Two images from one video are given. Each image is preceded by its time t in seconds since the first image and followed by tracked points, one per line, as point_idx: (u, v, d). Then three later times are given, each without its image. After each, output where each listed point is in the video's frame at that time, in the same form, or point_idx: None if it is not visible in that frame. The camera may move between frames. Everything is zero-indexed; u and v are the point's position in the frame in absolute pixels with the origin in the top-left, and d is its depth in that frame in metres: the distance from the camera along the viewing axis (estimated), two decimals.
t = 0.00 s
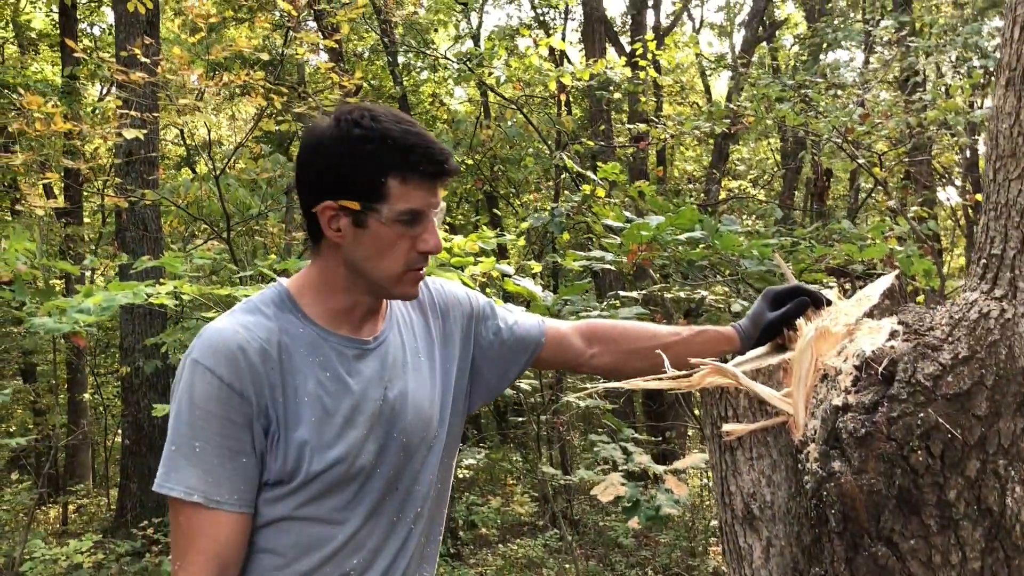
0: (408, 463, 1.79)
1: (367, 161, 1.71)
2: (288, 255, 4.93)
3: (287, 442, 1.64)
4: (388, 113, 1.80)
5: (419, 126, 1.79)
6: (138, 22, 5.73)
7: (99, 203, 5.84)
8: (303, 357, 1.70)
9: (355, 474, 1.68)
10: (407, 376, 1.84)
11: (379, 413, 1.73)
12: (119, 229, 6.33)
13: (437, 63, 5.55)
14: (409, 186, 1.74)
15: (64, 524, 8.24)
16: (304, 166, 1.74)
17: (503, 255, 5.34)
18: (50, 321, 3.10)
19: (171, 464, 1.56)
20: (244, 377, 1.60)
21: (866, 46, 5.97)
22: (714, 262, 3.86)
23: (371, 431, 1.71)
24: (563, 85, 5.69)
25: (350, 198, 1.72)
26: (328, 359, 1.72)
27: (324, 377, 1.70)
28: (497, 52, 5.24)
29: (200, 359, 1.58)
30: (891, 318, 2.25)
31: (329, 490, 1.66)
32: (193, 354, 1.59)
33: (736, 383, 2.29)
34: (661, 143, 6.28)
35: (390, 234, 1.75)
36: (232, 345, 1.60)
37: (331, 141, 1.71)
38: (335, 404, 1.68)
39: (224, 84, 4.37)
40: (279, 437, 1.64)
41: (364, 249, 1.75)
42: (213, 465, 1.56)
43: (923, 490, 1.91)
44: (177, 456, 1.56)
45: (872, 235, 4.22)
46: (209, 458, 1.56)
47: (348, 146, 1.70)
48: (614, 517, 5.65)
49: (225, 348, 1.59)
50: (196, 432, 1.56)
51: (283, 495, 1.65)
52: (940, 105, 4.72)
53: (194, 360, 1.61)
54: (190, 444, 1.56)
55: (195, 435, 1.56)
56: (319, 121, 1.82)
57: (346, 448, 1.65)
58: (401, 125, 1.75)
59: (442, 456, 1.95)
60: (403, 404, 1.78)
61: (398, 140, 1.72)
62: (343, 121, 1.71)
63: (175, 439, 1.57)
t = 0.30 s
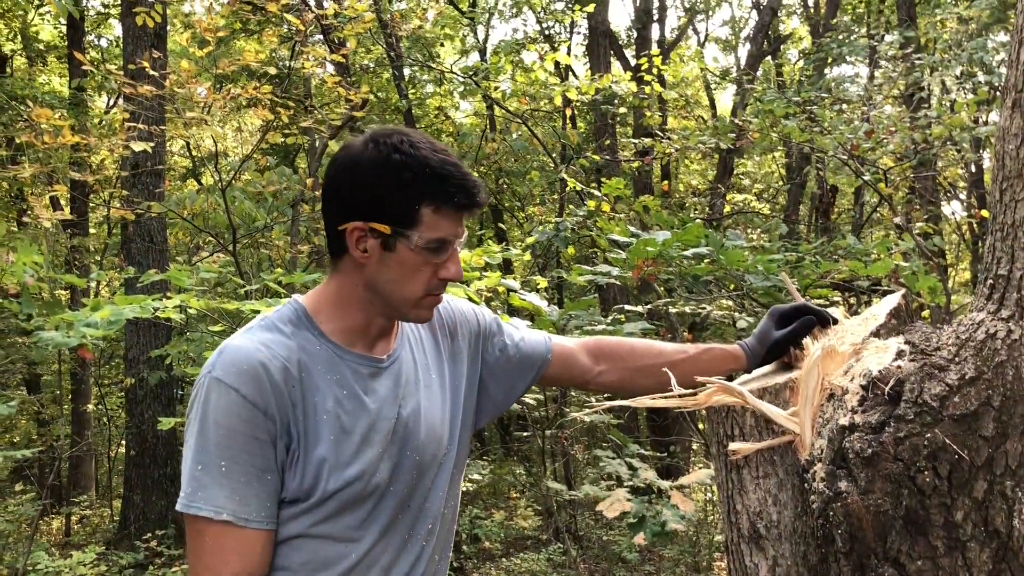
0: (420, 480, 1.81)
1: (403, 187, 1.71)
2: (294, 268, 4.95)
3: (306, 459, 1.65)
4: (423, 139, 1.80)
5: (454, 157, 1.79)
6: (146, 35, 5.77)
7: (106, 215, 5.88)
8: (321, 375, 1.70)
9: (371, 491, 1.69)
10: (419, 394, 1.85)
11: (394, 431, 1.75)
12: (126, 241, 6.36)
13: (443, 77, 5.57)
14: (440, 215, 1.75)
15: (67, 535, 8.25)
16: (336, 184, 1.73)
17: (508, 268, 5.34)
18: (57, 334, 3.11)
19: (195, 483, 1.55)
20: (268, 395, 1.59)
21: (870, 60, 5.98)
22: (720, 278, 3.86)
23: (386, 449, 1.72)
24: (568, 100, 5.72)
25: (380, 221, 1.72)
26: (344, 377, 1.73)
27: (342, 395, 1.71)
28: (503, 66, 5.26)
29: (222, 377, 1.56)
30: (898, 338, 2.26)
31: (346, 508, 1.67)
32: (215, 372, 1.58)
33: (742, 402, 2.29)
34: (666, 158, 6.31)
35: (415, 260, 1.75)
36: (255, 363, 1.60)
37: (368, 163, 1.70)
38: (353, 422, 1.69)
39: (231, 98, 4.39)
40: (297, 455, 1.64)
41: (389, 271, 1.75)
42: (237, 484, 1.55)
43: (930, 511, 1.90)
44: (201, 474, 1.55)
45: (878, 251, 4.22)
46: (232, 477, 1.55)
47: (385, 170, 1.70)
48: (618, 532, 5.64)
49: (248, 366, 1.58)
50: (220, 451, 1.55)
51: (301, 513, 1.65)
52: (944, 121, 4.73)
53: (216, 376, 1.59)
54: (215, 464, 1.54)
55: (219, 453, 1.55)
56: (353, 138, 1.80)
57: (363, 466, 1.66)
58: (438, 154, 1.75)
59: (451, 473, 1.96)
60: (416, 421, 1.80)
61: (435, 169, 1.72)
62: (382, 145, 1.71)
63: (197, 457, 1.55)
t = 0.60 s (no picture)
0: (428, 487, 1.82)
1: (416, 195, 1.72)
2: (296, 274, 4.97)
3: (318, 469, 1.65)
4: (433, 147, 1.82)
5: (464, 165, 1.82)
6: (148, 41, 5.80)
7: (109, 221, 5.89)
8: (332, 384, 1.71)
9: (381, 500, 1.71)
10: (426, 402, 1.87)
11: (403, 439, 1.76)
12: (127, 247, 6.37)
13: (445, 83, 5.59)
14: (451, 222, 1.77)
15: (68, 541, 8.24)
16: (348, 191, 1.74)
17: (510, 274, 5.35)
18: (59, 340, 3.11)
19: (211, 495, 1.54)
20: (282, 406, 1.59)
21: (872, 66, 5.99)
22: (722, 284, 3.86)
23: (396, 457, 1.73)
24: (570, 106, 5.73)
25: (392, 228, 1.73)
26: (355, 386, 1.73)
27: (353, 405, 1.71)
28: (506, 72, 5.27)
29: (237, 390, 1.56)
30: (900, 343, 2.25)
31: (358, 517, 1.68)
32: (229, 383, 1.57)
33: (745, 407, 2.28)
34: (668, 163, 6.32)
35: (427, 266, 1.77)
36: (269, 373, 1.60)
37: (381, 170, 1.71)
38: (364, 432, 1.70)
39: (234, 104, 4.40)
40: (310, 465, 1.65)
41: (401, 279, 1.76)
42: (253, 497, 1.55)
43: (933, 516, 1.91)
44: (217, 487, 1.54)
45: (880, 257, 4.22)
46: (248, 489, 1.55)
47: (398, 177, 1.71)
48: (620, 538, 5.63)
49: (263, 378, 1.58)
50: (236, 463, 1.54)
51: (314, 523, 1.66)
52: (946, 126, 4.73)
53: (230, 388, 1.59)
54: (231, 476, 1.54)
55: (235, 465, 1.55)
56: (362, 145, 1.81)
57: (374, 476, 1.68)
58: (449, 162, 1.77)
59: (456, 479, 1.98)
60: (424, 429, 1.81)
61: (448, 177, 1.75)
62: (395, 153, 1.72)
63: (212, 470, 1.55)
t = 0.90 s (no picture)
0: (440, 479, 1.82)
1: (412, 185, 1.72)
2: (295, 277, 4.98)
3: (330, 462, 1.66)
4: (428, 137, 1.82)
5: (458, 152, 1.81)
6: (147, 44, 5.81)
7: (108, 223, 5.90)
8: (342, 378, 1.72)
9: (394, 491, 1.71)
10: (436, 394, 1.87)
11: (414, 431, 1.77)
12: (127, 250, 6.37)
13: (444, 85, 5.60)
14: (450, 210, 1.77)
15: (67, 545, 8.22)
16: (346, 187, 1.75)
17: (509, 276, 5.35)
18: (58, 341, 3.12)
19: (223, 490, 1.57)
20: (292, 401, 1.61)
21: (870, 67, 6.01)
22: (721, 284, 3.86)
23: (407, 448, 1.74)
24: (569, 108, 5.75)
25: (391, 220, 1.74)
26: (365, 379, 1.74)
27: (363, 398, 1.72)
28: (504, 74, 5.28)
29: (247, 385, 1.58)
30: (899, 340, 2.27)
31: (370, 509, 1.69)
32: (238, 379, 1.60)
33: (745, 405, 2.29)
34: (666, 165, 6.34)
35: (429, 256, 1.77)
36: (277, 369, 1.61)
37: (377, 163, 1.72)
38: (374, 424, 1.70)
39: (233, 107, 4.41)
40: (322, 458, 1.66)
41: (404, 270, 1.77)
42: (264, 490, 1.57)
43: (932, 513, 1.92)
44: (228, 481, 1.57)
45: (878, 258, 4.23)
46: (258, 482, 1.57)
47: (393, 168, 1.72)
48: (620, 540, 5.63)
49: (272, 372, 1.60)
50: (246, 458, 1.56)
51: (327, 516, 1.67)
52: (944, 127, 4.75)
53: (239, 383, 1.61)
54: (240, 470, 1.56)
55: (245, 460, 1.57)
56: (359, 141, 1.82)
57: (386, 467, 1.68)
58: (444, 150, 1.77)
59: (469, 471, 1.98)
60: (434, 421, 1.82)
61: (443, 165, 1.75)
62: (388, 145, 1.73)
63: (223, 465, 1.58)
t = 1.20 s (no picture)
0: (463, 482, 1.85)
1: (404, 198, 1.75)
2: (289, 284, 4.97)
3: (360, 473, 1.66)
4: (418, 152, 1.85)
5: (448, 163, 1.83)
6: (142, 50, 5.80)
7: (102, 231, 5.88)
8: (364, 389, 1.72)
9: (425, 496, 1.73)
10: (450, 400, 1.90)
11: (436, 438, 1.80)
12: (120, 257, 6.36)
13: (439, 92, 5.60)
14: (444, 219, 1.79)
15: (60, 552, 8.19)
16: (341, 208, 1.78)
17: (505, 284, 5.36)
18: (51, 352, 3.11)
19: (255, 506, 1.56)
20: (321, 414, 1.61)
21: (865, 75, 6.03)
22: (714, 293, 3.87)
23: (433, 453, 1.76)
24: (563, 115, 5.76)
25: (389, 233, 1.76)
26: (387, 390, 1.76)
27: (386, 407, 1.73)
28: (499, 82, 5.29)
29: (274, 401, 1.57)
30: (889, 356, 2.29)
31: (401, 517, 1.69)
32: (265, 397, 1.60)
33: (735, 420, 2.29)
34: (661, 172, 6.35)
35: (429, 265, 1.79)
36: (304, 383, 1.62)
37: (369, 180, 1.75)
38: (400, 431, 1.72)
39: (227, 114, 4.40)
40: (352, 469, 1.66)
41: (405, 281, 1.78)
42: (297, 503, 1.56)
43: (920, 529, 1.94)
44: (260, 498, 1.55)
45: (871, 267, 4.24)
46: (291, 496, 1.56)
47: (385, 184, 1.74)
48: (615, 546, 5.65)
49: (299, 386, 1.60)
50: (278, 472, 1.56)
51: (359, 527, 1.67)
52: (937, 136, 4.77)
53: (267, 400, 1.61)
54: (271, 485, 1.55)
55: (277, 474, 1.56)
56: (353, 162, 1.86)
57: (417, 472, 1.70)
58: (434, 163, 1.79)
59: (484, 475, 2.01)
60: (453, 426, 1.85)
61: (432, 176, 1.77)
62: (379, 162, 1.76)
63: (253, 482, 1.56)
